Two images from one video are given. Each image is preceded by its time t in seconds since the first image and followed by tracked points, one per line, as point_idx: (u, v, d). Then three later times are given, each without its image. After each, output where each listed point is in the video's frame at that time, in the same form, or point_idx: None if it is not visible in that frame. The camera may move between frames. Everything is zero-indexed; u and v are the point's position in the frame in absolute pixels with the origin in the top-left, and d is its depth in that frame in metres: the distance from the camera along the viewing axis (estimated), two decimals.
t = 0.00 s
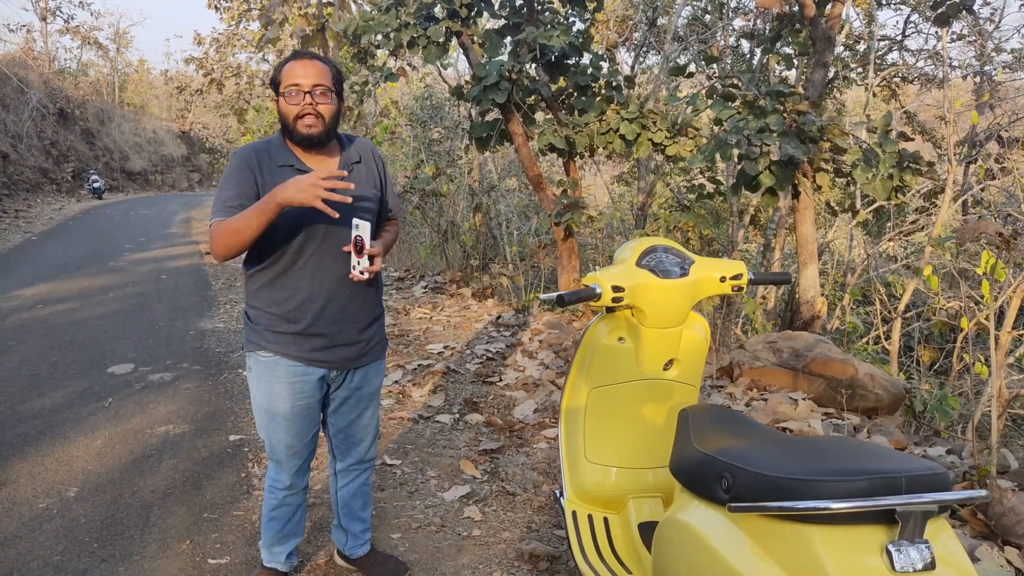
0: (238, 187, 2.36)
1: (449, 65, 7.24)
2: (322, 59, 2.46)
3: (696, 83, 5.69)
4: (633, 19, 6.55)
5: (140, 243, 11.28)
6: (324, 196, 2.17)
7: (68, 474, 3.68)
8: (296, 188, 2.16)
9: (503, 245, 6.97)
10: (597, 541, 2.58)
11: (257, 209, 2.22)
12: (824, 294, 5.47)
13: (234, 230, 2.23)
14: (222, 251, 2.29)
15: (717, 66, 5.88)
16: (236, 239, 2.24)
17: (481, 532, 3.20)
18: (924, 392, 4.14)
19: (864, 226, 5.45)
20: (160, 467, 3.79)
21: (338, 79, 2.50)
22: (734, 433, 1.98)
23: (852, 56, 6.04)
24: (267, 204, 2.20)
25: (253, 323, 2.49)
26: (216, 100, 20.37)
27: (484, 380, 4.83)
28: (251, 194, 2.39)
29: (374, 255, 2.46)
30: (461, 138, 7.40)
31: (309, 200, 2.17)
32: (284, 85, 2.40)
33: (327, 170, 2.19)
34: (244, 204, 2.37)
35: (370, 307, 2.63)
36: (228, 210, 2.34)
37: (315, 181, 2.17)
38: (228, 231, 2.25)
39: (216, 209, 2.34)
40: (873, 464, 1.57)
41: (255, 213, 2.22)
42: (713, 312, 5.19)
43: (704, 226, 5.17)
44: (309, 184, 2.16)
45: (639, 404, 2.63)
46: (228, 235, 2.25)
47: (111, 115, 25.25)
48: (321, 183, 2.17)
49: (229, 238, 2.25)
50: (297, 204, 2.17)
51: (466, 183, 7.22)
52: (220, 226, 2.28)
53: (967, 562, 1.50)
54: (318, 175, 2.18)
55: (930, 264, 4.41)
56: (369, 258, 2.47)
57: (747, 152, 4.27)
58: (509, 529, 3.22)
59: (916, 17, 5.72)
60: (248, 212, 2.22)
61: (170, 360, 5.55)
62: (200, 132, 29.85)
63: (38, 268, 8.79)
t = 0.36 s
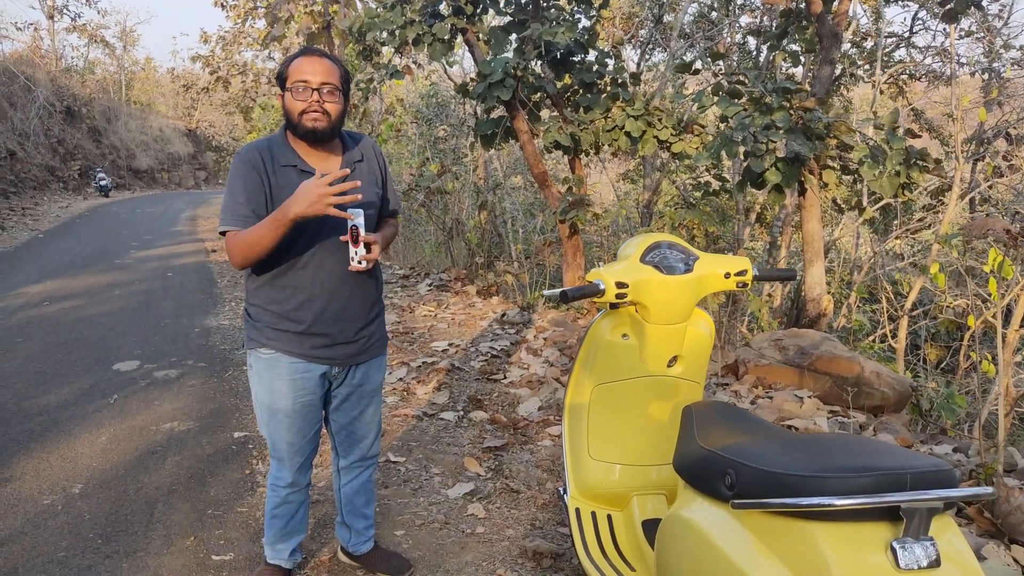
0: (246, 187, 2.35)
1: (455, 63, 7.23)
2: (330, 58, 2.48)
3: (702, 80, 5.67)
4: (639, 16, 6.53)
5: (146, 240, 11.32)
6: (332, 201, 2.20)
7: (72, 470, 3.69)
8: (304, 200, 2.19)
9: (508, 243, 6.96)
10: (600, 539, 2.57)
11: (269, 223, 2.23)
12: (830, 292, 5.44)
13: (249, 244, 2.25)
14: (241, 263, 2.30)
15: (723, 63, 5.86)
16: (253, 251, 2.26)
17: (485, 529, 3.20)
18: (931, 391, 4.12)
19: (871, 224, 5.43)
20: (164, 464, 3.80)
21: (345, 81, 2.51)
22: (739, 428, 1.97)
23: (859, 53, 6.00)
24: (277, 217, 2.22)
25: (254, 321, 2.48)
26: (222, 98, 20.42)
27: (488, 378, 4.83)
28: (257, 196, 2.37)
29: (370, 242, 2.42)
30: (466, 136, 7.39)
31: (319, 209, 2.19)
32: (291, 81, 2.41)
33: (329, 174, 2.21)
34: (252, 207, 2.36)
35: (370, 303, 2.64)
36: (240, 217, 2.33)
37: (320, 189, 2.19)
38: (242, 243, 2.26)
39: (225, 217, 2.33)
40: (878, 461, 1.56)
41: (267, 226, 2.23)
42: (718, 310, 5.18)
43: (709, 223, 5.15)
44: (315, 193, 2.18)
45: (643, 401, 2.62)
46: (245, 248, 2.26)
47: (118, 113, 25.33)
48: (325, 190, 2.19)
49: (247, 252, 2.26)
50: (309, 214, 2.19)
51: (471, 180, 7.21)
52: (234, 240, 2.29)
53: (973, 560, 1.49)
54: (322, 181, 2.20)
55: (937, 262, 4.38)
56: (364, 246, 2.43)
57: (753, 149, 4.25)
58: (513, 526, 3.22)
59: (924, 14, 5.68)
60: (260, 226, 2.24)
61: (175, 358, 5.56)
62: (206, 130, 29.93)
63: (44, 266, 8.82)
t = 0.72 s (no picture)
0: (244, 198, 2.36)
1: (458, 65, 7.24)
2: (351, 67, 2.49)
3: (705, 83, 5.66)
4: (642, 19, 6.52)
5: (149, 242, 11.34)
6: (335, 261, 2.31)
7: (73, 471, 3.69)
8: (310, 253, 2.30)
9: (510, 246, 6.96)
10: (600, 540, 2.56)
11: (272, 258, 2.35)
12: (833, 295, 5.43)
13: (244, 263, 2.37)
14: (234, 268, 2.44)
15: (726, 66, 5.85)
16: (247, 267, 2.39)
17: (486, 531, 3.19)
18: (934, 395, 4.11)
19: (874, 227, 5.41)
20: (165, 465, 3.80)
21: (363, 91, 2.52)
22: (740, 428, 1.96)
23: (863, 56, 5.99)
24: (281, 258, 2.34)
25: (252, 322, 2.49)
26: (226, 101, 20.47)
27: (490, 380, 4.82)
28: (256, 201, 2.38)
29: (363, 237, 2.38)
30: (469, 139, 7.40)
31: (321, 266, 2.32)
32: (310, 86, 2.41)
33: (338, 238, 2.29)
34: (247, 212, 2.38)
35: (369, 301, 2.63)
36: (236, 223, 2.37)
37: (327, 250, 2.29)
38: (240, 259, 2.37)
39: (223, 219, 2.36)
40: (879, 462, 1.55)
41: (268, 261, 2.35)
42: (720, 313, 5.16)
43: (711, 226, 5.15)
44: (321, 253, 2.29)
45: (644, 402, 2.62)
46: (241, 263, 2.38)
47: (122, 116, 25.40)
48: (332, 257, 2.30)
49: (241, 266, 2.39)
50: (310, 265, 2.32)
51: (474, 183, 7.22)
52: (233, 251, 2.38)
53: (975, 562, 1.48)
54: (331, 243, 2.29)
55: (940, 265, 4.37)
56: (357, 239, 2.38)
57: (755, 152, 4.25)
58: (514, 528, 3.21)
59: (927, 17, 5.67)
60: (262, 259, 2.35)
61: (177, 359, 5.57)
62: (210, 133, 30.01)
63: (47, 267, 8.84)
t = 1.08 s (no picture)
0: (251, 178, 2.36)
1: (457, 63, 7.24)
2: (370, 69, 2.47)
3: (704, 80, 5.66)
4: (641, 17, 6.52)
5: (148, 240, 11.34)
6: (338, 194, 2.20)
7: (71, 468, 3.69)
8: (310, 181, 2.18)
9: (509, 244, 6.96)
10: (597, 536, 2.56)
11: (266, 191, 2.21)
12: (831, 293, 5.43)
13: (237, 209, 2.23)
14: (222, 226, 2.28)
15: (725, 64, 5.85)
16: (240, 216, 2.24)
17: (483, 528, 3.20)
18: (932, 392, 4.11)
19: (873, 225, 5.42)
20: (163, 462, 3.80)
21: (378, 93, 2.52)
22: (736, 424, 1.96)
23: (862, 54, 5.99)
24: (276, 190, 2.21)
25: (258, 317, 2.49)
26: (225, 99, 20.44)
27: (488, 377, 4.82)
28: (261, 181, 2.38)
29: (369, 226, 2.40)
30: (468, 136, 7.39)
31: (321, 196, 2.19)
32: (330, 87, 2.39)
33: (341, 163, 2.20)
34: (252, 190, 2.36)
35: (375, 296, 2.62)
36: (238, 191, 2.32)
37: (329, 175, 2.19)
38: (233, 208, 2.24)
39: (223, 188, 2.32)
40: (874, 456, 1.55)
41: (264, 199, 2.21)
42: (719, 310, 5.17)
43: (710, 223, 5.15)
44: (324, 179, 2.19)
45: (641, 398, 2.62)
46: (234, 214, 2.24)
47: (121, 114, 25.39)
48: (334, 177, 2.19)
49: (234, 216, 2.24)
50: (310, 196, 2.20)
51: (473, 181, 7.22)
52: (225, 203, 2.25)
53: (969, 557, 1.48)
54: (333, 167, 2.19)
55: (939, 263, 4.37)
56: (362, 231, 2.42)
57: (754, 150, 4.25)
58: (511, 525, 3.21)
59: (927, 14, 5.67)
60: (257, 197, 2.21)
61: (175, 357, 5.57)
62: (210, 132, 30.01)
63: (45, 265, 8.84)
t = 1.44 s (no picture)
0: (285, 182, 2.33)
1: (454, 64, 7.24)
2: (381, 61, 2.48)
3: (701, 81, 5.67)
4: (638, 18, 6.52)
5: (144, 241, 11.31)
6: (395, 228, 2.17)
7: (66, 468, 3.68)
8: (368, 212, 2.16)
9: (506, 244, 6.96)
10: (593, 534, 2.56)
11: (324, 220, 2.20)
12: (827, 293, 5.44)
13: (293, 233, 2.22)
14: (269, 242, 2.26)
15: (721, 65, 5.86)
16: (291, 237, 2.23)
17: (479, 527, 3.20)
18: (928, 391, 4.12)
19: (869, 226, 5.43)
20: (158, 462, 3.79)
21: (391, 86, 2.52)
22: (731, 421, 1.96)
23: (858, 54, 6.00)
24: (333, 220, 2.20)
25: (268, 313, 2.46)
26: (222, 100, 20.42)
27: (485, 377, 4.82)
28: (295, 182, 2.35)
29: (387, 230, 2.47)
30: (465, 137, 7.40)
31: (378, 228, 2.17)
32: (341, 80, 2.40)
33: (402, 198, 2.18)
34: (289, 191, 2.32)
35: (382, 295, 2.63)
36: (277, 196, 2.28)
37: (389, 209, 2.16)
38: (283, 228, 2.22)
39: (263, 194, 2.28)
40: (869, 452, 1.55)
41: (318, 226, 2.21)
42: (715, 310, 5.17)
43: (706, 224, 5.17)
44: (385, 212, 2.16)
45: (637, 397, 2.62)
46: (283, 234, 2.23)
47: (118, 115, 25.35)
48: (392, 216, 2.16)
49: (284, 236, 2.23)
50: (367, 229, 2.17)
51: (470, 182, 7.23)
52: (275, 220, 2.23)
53: (965, 554, 1.48)
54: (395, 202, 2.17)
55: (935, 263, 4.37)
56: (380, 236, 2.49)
57: (750, 150, 4.26)
58: (507, 524, 3.21)
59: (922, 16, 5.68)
60: (313, 225, 2.21)
61: (171, 357, 5.56)
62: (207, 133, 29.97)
63: (41, 266, 8.81)
